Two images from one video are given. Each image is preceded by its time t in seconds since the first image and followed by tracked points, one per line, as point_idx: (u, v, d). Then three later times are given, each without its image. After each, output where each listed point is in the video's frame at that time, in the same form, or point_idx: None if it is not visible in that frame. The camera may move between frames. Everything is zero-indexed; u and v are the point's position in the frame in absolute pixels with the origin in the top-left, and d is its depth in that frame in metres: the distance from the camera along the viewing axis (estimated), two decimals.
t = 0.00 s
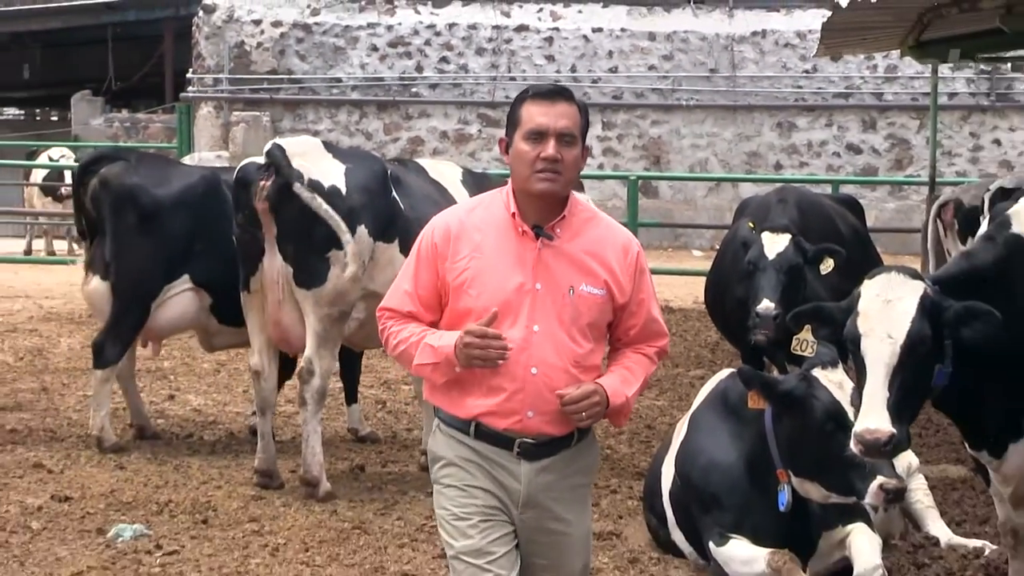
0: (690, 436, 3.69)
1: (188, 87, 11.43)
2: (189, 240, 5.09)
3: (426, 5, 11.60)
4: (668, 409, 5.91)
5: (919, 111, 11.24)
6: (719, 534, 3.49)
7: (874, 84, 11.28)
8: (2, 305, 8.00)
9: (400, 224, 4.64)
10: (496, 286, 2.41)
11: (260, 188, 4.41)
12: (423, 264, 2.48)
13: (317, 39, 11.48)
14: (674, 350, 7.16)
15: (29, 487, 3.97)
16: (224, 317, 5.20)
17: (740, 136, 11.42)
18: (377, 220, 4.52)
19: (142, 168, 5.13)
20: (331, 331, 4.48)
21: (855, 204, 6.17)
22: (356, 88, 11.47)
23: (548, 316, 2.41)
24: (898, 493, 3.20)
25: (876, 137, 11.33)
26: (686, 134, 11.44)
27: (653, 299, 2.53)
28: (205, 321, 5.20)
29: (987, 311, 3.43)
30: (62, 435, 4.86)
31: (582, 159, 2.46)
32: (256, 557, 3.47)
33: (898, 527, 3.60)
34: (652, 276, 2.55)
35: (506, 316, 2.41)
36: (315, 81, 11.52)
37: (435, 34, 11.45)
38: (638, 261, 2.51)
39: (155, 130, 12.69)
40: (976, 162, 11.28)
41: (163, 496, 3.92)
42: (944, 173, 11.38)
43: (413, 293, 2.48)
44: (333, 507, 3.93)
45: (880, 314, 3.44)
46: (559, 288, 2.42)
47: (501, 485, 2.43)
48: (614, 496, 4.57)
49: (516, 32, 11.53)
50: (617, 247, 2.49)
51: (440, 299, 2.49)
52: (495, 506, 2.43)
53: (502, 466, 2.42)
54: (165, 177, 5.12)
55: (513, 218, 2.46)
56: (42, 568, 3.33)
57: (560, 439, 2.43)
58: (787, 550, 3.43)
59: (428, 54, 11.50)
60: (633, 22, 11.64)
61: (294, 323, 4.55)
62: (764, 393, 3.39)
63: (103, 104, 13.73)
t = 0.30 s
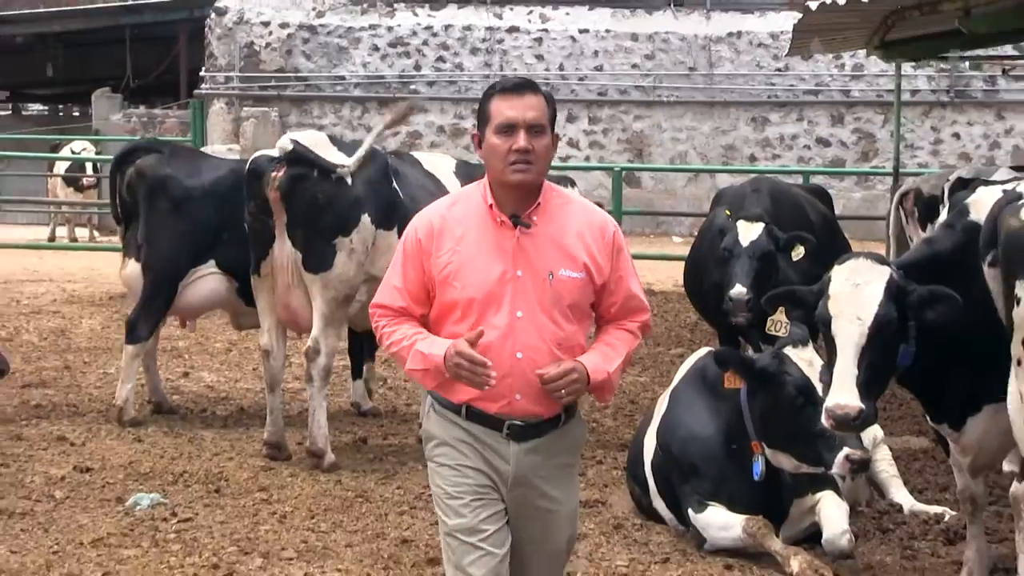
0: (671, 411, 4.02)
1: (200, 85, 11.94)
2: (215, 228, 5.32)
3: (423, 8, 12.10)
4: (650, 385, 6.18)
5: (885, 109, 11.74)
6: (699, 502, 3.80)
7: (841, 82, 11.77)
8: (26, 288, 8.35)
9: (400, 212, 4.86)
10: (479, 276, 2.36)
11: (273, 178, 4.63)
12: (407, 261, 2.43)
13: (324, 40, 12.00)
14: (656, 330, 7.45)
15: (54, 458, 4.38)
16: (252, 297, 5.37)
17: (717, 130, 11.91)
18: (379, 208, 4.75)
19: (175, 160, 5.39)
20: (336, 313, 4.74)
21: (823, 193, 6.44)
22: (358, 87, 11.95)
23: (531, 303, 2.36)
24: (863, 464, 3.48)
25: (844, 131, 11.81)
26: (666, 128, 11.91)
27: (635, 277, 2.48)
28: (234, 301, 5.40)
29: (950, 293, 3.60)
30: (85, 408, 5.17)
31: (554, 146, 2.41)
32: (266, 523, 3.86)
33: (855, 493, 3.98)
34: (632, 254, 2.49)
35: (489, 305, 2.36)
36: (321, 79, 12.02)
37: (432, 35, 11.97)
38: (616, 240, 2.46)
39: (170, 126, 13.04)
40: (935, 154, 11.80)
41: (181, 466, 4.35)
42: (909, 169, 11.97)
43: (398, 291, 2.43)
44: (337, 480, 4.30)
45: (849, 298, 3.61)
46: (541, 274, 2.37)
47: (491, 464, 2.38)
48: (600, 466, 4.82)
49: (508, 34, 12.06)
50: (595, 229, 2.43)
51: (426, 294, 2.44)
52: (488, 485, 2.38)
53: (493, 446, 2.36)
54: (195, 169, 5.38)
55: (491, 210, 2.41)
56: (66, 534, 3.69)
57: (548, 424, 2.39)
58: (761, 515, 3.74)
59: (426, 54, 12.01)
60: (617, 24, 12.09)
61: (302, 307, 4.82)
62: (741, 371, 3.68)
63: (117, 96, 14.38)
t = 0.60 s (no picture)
0: (653, 391, 4.33)
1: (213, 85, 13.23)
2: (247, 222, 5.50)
3: (422, 13, 13.38)
4: (635, 365, 6.49)
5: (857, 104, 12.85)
6: (680, 475, 4.11)
7: (815, 81, 12.97)
8: (50, 275, 8.87)
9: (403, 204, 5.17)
10: (460, 257, 2.56)
11: (281, 171, 4.89)
12: (393, 252, 2.64)
13: (328, 42, 13.24)
14: (639, 314, 7.79)
15: (77, 434, 4.81)
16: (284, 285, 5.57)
17: (697, 127, 13.01)
18: (381, 201, 5.01)
19: (210, 161, 5.67)
20: (341, 298, 5.00)
21: (795, 185, 6.69)
22: (361, 85, 13.15)
23: (507, 280, 2.55)
24: (833, 439, 3.78)
25: (816, 127, 12.95)
26: (650, 125, 13.07)
27: (606, 248, 2.65)
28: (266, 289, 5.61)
29: (914, 280, 3.86)
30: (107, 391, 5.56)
31: (522, 130, 2.60)
32: (275, 495, 4.25)
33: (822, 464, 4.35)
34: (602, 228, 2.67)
35: (470, 285, 2.56)
36: (325, 79, 13.26)
37: (431, 37, 13.20)
38: (588, 217, 2.63)
39: (186, 122, 13.75)
40: (902, 149, 12.93)
41: (196, 441, 4.77)
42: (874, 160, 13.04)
43: (388, 280, 2.64)
44: (344, 457, 4.68)
45: (821, 284, 3.85)
46: (517, 251, 2.55)
47: (479, 442, 2.58)
48: (588, 441, 5.12)
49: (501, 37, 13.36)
50: (565, 207, 2.62)
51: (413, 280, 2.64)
52: (479, 464, 2.58)
53: (479, 424, 2.57)
54: (228, 169, 5.63)
55: (466, 195, 2.61)
56: (86, 505, 4.08)
57: (530, 394, 2.58)
58: (738, 488, 4.06)
59: (424, 55, 13.24)
60: (604, 27, 13.28)
61: (309, 292, 5.07)
62: (719, 353, 3.99)
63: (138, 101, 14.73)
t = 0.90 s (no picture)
0: (641, 376, 4.67)
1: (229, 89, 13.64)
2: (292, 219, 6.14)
3: (424, 21, 13.77)
4: (624, 352, 6.81)
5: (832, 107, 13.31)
6: (666, 455, 4.42)
7: (790, 86, 13.38)
8: (75, 267, 9.35)
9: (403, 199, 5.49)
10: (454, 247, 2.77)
11: (290, 171, 5.12)
12: (393, 242, 2.83)
13: (336, 49, 13.67)
14: (627, 303, 8.11)
15: (101, 415, 5.20)
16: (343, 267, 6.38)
17: (682, 129, 13.48)
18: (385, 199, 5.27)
19: (243, 162, 6.19)
20: (347, 290, 5.27)
21: (775, 185, 6.95)
22: (368, 90, 13.63)
23: (499, 267, 2.76)
24: (809, 420, 4.03)
25: (792, 129, 13.36)
26: (637, 126, 13.52)
27: (593, 238, 2.87)
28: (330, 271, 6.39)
29: (884, 270, 4.12)
30: (131, 376, 5.93)
31: (508, 127, 2.81)
32: (287, 473, 4.62)
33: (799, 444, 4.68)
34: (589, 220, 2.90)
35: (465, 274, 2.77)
36: (334, 84, 13.71)
37: (433, 44, 13.62)
38: (575, 209, 2.86)
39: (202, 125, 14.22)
40: (874, 149, 13.45)
41: (214, 423, 5.15)
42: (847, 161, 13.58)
43: (388, 267, 2.81)
44: (356, 441, 5.03)
45: (798, 275, 4.13)
46: (507, 240, 2.77)
47: (474, 423, 2.76)
48: (580, 424, 5.43)
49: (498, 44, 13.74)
50: (553, 198, 2.84)
51: (413, 269, 2.83)
52: (477, 443, 2.77)
53: (472, 407, 2.76)
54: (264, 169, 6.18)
55: (459, 190, 2.83)
56: (110, 483, 4.45)
57: (520, 374, 2.73)
58: (721, 466, 4.37)
59: (427, 61, 13.66)
60: (595, 35, 13.69)
61: (317, 282, 5.35)
62: (702, 339, 4.31)
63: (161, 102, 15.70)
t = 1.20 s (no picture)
0: (628, 364, 5.00)
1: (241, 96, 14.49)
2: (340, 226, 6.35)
3: (425, 32, 14.56)
4: (613, 342, 7.17)
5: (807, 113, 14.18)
6: (652, 439, 4.76)
7: (769, 93, 14.25)
8: (99, 263, 9.85)
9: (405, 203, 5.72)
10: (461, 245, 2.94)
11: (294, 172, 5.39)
12: (403, 236, 2.99)
13: (342, 58, 14.48)
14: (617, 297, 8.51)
15: (122, 402, 5.54)
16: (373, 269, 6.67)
17: (667, 133, 14.36)
18: (386, 198, 5.56)
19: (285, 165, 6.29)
20: (351, 284, 5.57)
21: (754, 185, 7.23)
22: (371, 96, 14.43)
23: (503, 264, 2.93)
24: (785, 408, 4.35)
25: (771, 133, 14.25)
26: (625, 131, 14.34)
27: (592, 238, 3.05)
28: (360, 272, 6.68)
29: (856, 266, 4.42)
30: (150, 364, 6.26)
31: (511, 134, 2.97)
32: (295, 457, 4.96)
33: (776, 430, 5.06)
34: (589, 220, 3.08)
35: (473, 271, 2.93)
36: (340, 90, 14.51)
37: (433, 53, 14.43)
38: (573, 209, 3.03)
39: (216, 128, 15.76)
40: (846, 153, 14.37)
41: (228, 408, 5.49)
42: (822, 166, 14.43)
43: (399, 259, 2.96)
44: (364, 428, 5.36)
45: (776, 270, 4.41)
46: (510, 239, 2.94)
47: (477, 416, 2.96)
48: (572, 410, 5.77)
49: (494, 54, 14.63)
50: (552, 200, 3.01)
51: (423, 262, 2.98)
52: (481, 435, 2.97)
53: (473, 400, 2.95)
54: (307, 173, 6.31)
55: (463, 191, 2.99)
56: (129, 466, 4.78)
57: (520, 367, 2.91)
58: (703, 450, 4.71)
59: (427, 70, 14.47)
60: (586, 46, 14.49)
61: (323, 276, 5.65)
62: (685, 331, 4.60)
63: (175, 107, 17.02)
